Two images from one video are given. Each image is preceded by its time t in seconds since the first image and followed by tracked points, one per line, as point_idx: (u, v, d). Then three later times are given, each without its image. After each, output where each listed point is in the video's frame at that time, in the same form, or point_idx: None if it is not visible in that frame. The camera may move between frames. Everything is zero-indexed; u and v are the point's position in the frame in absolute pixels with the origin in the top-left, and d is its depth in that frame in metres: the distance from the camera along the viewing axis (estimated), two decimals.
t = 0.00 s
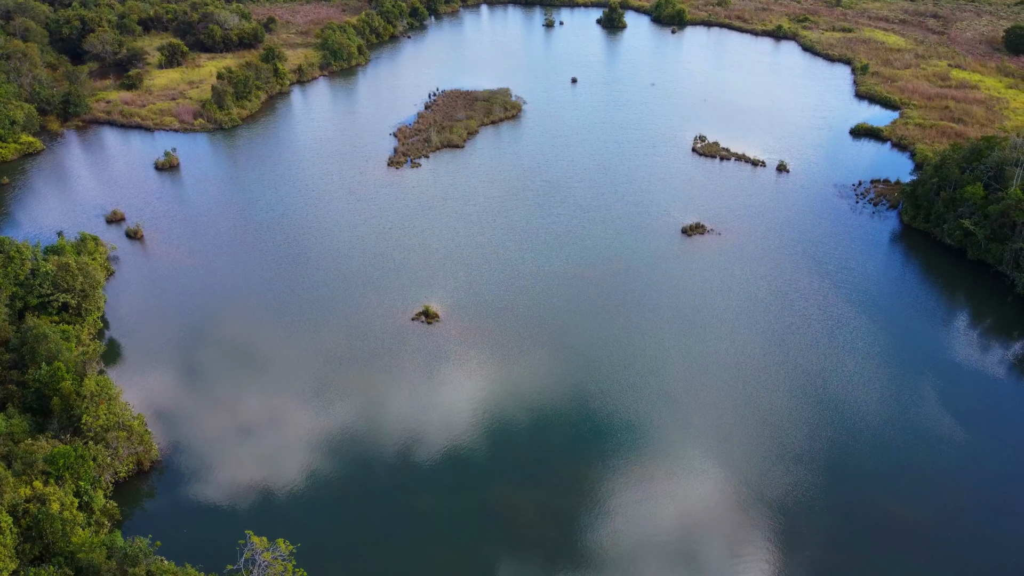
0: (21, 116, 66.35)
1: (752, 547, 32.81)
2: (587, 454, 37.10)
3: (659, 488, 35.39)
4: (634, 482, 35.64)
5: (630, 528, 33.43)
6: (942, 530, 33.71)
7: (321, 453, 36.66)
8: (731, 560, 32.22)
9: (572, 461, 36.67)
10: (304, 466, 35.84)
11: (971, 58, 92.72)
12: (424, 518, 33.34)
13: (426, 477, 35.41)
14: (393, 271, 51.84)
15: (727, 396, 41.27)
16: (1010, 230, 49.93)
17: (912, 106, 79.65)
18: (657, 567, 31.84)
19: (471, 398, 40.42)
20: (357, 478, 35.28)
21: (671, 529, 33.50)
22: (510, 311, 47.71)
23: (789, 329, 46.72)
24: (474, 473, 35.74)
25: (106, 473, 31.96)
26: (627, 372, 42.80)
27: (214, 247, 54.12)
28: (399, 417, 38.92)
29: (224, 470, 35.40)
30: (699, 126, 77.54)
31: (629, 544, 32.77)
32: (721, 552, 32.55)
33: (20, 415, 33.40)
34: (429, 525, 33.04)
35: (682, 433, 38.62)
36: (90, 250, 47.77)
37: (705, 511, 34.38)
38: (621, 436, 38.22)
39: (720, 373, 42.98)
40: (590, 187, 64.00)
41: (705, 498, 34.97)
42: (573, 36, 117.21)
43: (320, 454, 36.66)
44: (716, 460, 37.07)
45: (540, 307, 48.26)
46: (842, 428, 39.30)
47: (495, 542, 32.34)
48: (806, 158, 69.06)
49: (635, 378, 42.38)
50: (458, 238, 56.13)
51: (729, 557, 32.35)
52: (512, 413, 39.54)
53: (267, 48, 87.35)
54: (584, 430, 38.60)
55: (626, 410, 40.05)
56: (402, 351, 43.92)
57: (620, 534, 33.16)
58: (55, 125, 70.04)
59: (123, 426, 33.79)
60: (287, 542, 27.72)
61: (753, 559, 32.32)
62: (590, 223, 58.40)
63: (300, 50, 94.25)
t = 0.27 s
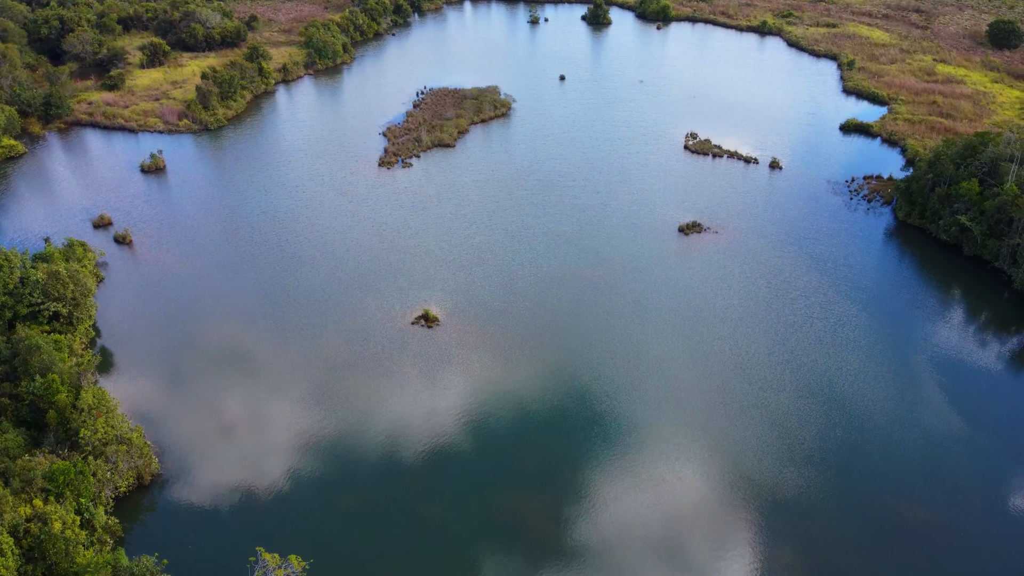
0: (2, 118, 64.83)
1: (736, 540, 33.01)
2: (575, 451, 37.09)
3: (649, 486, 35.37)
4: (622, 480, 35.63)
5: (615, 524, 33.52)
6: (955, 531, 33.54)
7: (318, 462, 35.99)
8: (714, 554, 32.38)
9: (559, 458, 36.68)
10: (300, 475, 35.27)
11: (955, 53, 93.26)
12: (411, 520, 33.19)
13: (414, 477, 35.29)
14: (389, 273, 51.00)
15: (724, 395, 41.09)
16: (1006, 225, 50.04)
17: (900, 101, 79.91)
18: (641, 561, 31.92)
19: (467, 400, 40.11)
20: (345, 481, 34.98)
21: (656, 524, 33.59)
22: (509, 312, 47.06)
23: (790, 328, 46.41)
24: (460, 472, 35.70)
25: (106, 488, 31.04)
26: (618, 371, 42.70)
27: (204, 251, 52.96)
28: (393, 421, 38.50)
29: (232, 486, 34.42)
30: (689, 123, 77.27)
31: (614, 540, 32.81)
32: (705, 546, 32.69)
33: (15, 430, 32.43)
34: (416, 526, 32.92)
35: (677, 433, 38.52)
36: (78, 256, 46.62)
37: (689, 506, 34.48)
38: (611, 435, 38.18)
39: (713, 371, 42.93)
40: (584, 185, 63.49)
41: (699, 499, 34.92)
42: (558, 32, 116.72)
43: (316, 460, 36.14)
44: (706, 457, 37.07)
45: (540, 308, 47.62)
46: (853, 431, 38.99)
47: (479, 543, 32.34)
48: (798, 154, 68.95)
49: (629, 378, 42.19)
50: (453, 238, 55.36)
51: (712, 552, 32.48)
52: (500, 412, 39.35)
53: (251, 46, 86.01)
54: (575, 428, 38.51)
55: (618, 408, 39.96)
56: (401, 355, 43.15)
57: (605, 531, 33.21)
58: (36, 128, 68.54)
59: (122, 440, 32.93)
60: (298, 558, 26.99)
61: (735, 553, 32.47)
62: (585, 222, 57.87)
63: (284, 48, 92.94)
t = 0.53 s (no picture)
0: None
1: (719, 531, 33.16)
2: (566, 446, 37.01)
3: (640, 481, 35.35)
4: (613, 474, 35.60)
5: (598, 516, 33.57)
6: (968, 531, 33.39)
7: (318, 469, 35.37)
8: (697, 545, 32.49)
9: (548, 453, 36.62)
10: (298, 482, 34.68)
11: (940, 47, 93.72)
12: (398, 518, 33.00)
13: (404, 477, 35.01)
14: (384, 274, 50.17)
15: (723, 392, 40.90)
16: (1003, 221, 50.12)
17: (888, 96, 80.16)
18: (624, 553, 31.99)
19: (467, 401, 39.63)
20: (333, 481, 34.72)
21: (639, 515, 33.68)
22: (509, 314, 46.43)
23: (792, 326, 46.15)
24: (448, 470, 35.52)
25: (107, 504, 30.22)
26: (612, 366, 42.63)
27: (194, 255, 51.89)
28: (390, 425, 37.97)
29: (239, 501, 33.57)
30: (680, 120, 77.01)
31: (597, 533, 32.86)
32: (688, 537, 32.79)
33: (11, 445, 31.51)
34: (403, 525, 32.69)
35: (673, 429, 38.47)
36: (67, 263, 45.50)
37: (673, 498, 34.59)
38: (604, 430, 38.10)
39: (709, 366, 42.89)
40: (578, 183, 62.98)
41: (695, 495, 34.83)
42: (543, 29, 116.18)
43: (314, 466, 35.55)
44: (698, 451, 37.08)
45: (540, 309, 47.05)
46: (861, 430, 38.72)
47: (463, 539, 32.26)
48: (790, 150, 68.86)
49: (625, 374, 42.11)
50: (448, 238, 54.67)
51: (695, 543, 32.58)
52: (490, 409, 39.15)
53: (235, 45, 84.72)
54: (568, 423, 38.39)
55: (611, 403, 39.88)
56: (401, 359, 42.39)
57: (588, 524, 33.24)
58: (17, 130, 67.01)
59: (122, 454, 32.10)
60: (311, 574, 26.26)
61: (718, 544, 32.59)
62: (581, 220, 57.36)
63: (268, 46, 91.62)
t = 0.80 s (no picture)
0: None
1: (702, 522, 33.18)
2: (558, 442, 36.78)
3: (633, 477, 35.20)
4: (607, 471, 35.41)
5: (581, 510, 33.55)
6: (983, 530, 33.19)
7: (319, 477, 34.60)
8: (680, 537, 32.46)
9: (537, 449, 36.42)
10: (299, 490, 33.95)
11: (925, 42, 94.27)
12: (382, 514, 32.88)
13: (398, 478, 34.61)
14: (381, 276, 49.33)
15: (724, 390, 40.61)
16: (999, 217, 50.29)
17: (876, 92, 80.40)
18: (608, 548, 31.97)
19: (466, 404, 39.02)
20: (316, 480, 34.48)
21: (623, 508, 33.65)
22: (509, 315, 45.77)
23: (795, 325, 45.87)
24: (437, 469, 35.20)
25: (109, 522, 29.40)
26: (608, 362, 42.40)
27: (185, 259, 50.80)
28: (382, 426, 37.52)
29: (244, 513, 32.73)
30: (670, 117, 76.76)
31: (581, 527, 32.82)
32: (672, 530, 32.78)
33: (7, 461, 30.53)
34: (394, 527, 32.35)
35: (675, 426, 38.18)
36: (56, 270, 44.36)
37: (658, 491, 34.55)
38: (600, 426, 37.86)
39: (705, 361, 42.69)
40: (573, 181, 62.43)
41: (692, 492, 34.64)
42: (528, 26, 115.65)
43: (314, 474, 34.82)
44: (681, 443, 37.08)
45: (540, 310, 46.44)
46: (871, 429, 38.49)
47: (448, 537, 32.05)
48: (782, 147, 68.75)
49: (624, 370, 41.85)
50: (444, 237, 53.90)
51: (680, 535, 32.55)
52: (476, 407, 38.84)
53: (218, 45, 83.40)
54: (562, 420, 38.14)
55: (606, 399, 39.66)
56: (400, 364, 41.59)
57: (572, 518, 33.18)
58: None
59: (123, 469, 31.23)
60: None
61: (702, 536, 32.56)
62: (576, 219, 56.82)
63: (252, 45, 90.30)
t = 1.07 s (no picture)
0: None
1: (684, 511, 33.11)
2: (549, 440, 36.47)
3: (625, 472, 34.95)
4: (602, 468, 35.07)
5: (565, 504, 33.40)
6: (1001, 525, 32.80)
7: (313, 482, 34.10)
8: (664, 529, 32.35)
9: (525, 446, 36.16)
10: (292, 495, 33.45)
11: (910, 38, 94.73)
12: (368, 513, 32.67)
13: (391, 481, 34.19)
14: (377, 279, 48.53)
15: (729, 385, 40.04)
16: (996, 214, 50.31)
17: (864, 87, 80.58)
18: (592, 542, 31.84)
19: (469, 408, 38.43)
20: (301, 480, 34.19)
21: (607, 502, 33.53)
22: (510, 317, 45.10)
23: (801, 320, 45.38)
24: (427, 470, 34.82)
25: (113, 540, 28.68)
26: (605, 359, 42.07)
27: (177, 265, 49.74)
28: (370, 428, 37.17)
29: (250, 526, 31.90)
30: (661, 115, 76.48)
31: (565, 522, 32.65)
32: (656, 522, 32.66)
33: (5, 480, 29.72)
34: (386, 532, 31.94)
35: (679, 423, 37.72)
36: (45, 278, 43.28)
37: (642, 483, 34.42)
38: (594, 423, 37.54)
39: (705, 355, 42.32)
40: (567, 180, 61.87)
41: (684, 484, 34.39)
42: (513, 23, 115.06)
43: (300, 475, 34.50)
44: (666, 434, 37.05)
45: (541, 310, 45.79)
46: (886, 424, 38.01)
47: (432, 536, 31.81)
48: (774, 144, 68.65)
49: (626, 368, 41.45)
50: (440, 237, 53.10)
51: (663, 527, 32.44)
52: (467, 406, 38.52)
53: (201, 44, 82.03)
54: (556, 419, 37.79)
55: (601, 396, 39.34)
56: (402, 371, 40.84)
57: (556, 513, 33.03)
58: None
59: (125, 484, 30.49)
60: None
61: (685, 527, 32.46)
62: (572, 217, 56.26)
63: (235, 44, 88.96)
